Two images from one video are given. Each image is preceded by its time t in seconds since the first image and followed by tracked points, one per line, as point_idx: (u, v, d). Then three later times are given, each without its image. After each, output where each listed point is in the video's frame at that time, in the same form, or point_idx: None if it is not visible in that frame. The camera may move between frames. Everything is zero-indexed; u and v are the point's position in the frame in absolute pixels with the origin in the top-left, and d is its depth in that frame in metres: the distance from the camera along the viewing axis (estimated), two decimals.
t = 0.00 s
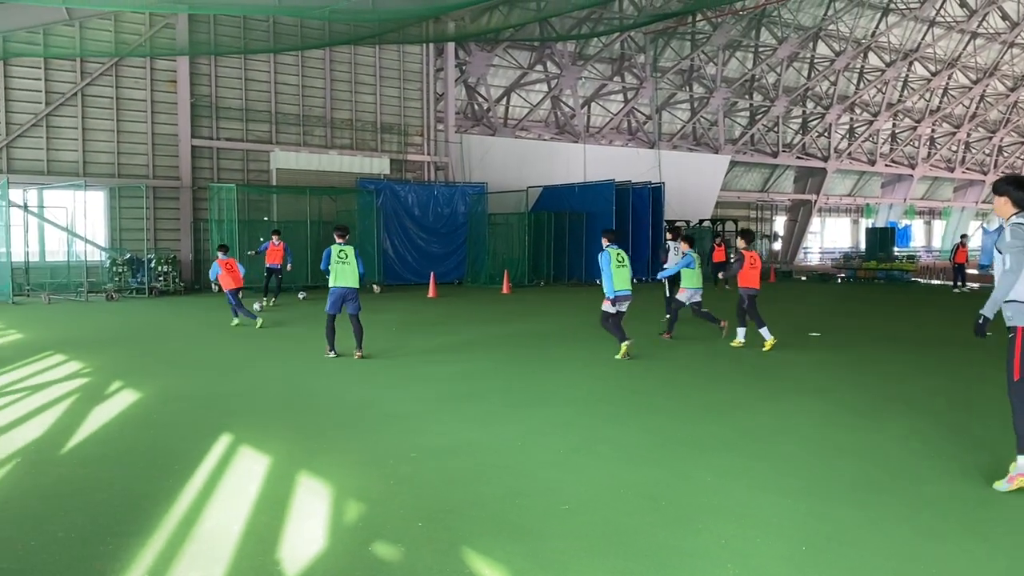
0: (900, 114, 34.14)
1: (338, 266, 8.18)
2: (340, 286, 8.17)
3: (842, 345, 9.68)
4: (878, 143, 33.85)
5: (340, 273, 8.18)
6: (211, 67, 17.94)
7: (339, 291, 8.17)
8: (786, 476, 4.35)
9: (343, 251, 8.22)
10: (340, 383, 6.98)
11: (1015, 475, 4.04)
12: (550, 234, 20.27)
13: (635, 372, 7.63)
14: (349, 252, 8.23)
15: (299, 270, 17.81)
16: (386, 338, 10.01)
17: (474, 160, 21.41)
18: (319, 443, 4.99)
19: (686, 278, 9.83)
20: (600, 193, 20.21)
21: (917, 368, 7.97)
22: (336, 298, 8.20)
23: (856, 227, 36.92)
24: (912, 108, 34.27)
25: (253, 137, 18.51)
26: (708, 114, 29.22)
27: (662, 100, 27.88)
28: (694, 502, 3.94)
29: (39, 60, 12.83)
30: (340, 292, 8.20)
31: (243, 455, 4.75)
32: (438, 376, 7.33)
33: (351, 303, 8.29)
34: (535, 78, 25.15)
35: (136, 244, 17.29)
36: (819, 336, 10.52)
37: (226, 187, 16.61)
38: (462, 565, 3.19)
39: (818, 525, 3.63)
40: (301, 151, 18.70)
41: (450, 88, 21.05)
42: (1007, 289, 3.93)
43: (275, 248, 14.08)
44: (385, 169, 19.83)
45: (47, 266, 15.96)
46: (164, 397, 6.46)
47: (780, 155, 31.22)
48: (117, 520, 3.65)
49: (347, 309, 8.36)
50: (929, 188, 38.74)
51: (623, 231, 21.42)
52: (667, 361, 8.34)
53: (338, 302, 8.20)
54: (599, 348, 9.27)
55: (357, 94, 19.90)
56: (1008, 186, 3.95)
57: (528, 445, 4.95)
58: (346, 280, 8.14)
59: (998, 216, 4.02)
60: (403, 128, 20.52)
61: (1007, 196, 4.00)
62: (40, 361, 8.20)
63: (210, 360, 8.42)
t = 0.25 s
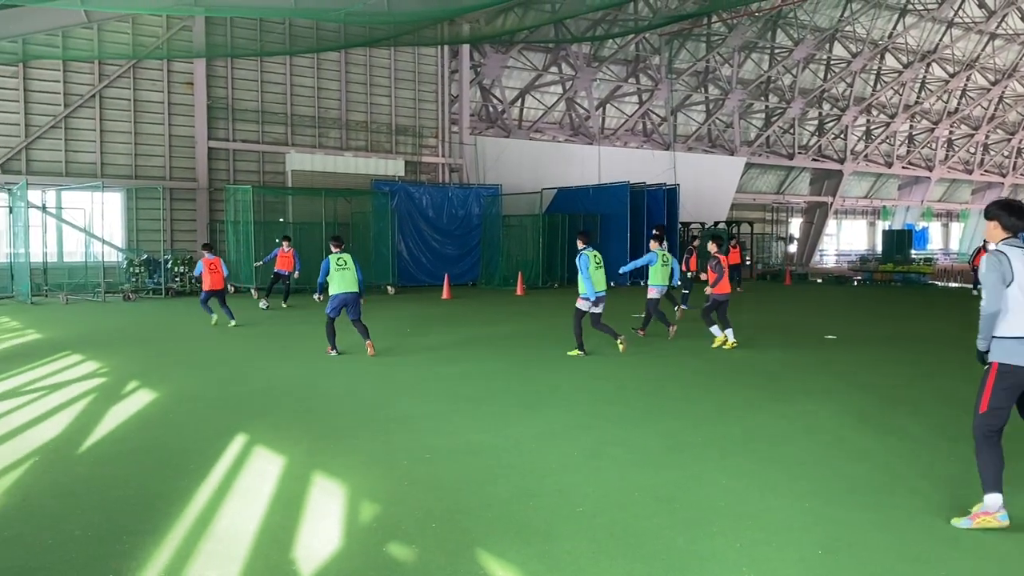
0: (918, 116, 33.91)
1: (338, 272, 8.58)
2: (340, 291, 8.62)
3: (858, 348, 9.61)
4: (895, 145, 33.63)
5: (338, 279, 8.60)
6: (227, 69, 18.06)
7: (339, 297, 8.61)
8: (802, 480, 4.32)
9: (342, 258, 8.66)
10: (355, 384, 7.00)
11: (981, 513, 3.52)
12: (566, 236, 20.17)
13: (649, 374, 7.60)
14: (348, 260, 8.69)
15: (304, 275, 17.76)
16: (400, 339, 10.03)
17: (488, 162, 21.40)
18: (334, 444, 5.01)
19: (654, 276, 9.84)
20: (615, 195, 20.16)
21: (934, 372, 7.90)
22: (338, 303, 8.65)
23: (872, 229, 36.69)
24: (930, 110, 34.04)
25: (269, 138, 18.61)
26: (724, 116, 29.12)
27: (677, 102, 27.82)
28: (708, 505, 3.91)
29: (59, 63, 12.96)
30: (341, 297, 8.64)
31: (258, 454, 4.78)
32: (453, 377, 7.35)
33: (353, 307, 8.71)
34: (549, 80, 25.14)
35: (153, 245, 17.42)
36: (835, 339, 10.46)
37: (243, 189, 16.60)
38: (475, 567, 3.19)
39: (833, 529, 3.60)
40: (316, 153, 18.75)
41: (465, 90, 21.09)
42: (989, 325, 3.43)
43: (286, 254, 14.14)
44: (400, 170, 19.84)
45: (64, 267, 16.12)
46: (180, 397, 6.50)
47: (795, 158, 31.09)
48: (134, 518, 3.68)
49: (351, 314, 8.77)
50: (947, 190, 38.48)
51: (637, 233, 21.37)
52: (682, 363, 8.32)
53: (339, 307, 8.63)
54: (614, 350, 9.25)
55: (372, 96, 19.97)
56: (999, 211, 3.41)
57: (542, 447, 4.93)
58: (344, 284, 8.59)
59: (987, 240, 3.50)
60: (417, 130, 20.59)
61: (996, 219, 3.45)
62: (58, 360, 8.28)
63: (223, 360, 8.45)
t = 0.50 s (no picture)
0: (931, 116, 33.73)
1: (343, 265, 8.67)
2: (345, 285, 8.69)
3: (870, 349, 9.56)
4: (907, 145, 33.45)
5: (344, 272, 8.69)
6: (239, 69, 18.12)
7: (345, 290, 8.68)
8: (813, 481, 4.29)
9: (348, 252, 8.75)
10: (364, 384, 7.01)
11: (983, 514, 3.47)
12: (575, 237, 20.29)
13: (659, 375, 7.59)
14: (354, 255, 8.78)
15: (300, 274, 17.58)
16: (409, 339, 10.04)
17: (498, 162, 21.40)
18: (343, 443, 5.01)
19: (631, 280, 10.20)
20: (625, 195, 20.13)
21: (947, 373, 7.84)
22: (344, 297, 8.71)
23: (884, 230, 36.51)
24: (942, 109, 33.85)
25: (279, 138, 18.66)
26: (735, 115, 29.03)
27: (688, 102, 27.75)
28: (718, 506, 3.89)
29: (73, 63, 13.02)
30: (347, 291, 8.70)
31: (268, 453, 4.79)
32: (463, 377, 7.35)
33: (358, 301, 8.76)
34: (560, 80, 25.11)
35: (164, 244, 17.48)
36: (846, 340, 10.40)
37: (254, 189, 16.66)
38: (485, 567, 3.18)
39: (845, 530, 3.58)
40: (327, 153, 18.77)
41: (475, 90, 21.09)
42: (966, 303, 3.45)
43: (290, 252, 14.17)
44: (409, 170, 19.76)
45: (77, 266, 16.41)
46: (190, 396, 6.52)
47: (807, 158, 30.99)
48: (144, 517, 3.68)
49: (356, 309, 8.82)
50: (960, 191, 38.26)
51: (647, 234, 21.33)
52: (692, 364, 8.27)
53: (345, 301, 8.69)
54: (625, 350, 9.23)
55: (383, 96, 20.00)
56: (981, 186, 3.46)
57: (552, 447, 4.92)
58: (349, 278, 8.67)
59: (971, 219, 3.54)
60: (428, 130, 20.60)
61: (981, 197, 3.51)
62: (69, 359, 8.30)
63: (233, 359, 8.47)
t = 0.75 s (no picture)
0: (942, 115, 33.55)
1: (357, 266, 8.68)
2: (359, 286, 8.74)
3: (881, 348, 9.51)
4: (918, 144, 33.28)
5: (357, 273, 8.72)
6: (249, 68, 18.17)
7: (358, 290, 8.73)
8: (823, 481, 4.27)
9: (360, 252, 8.77)
10: (373, 382, 7.02)
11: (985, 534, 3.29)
12: (583, 237, 20.34)
13: (668, 374, 7.56)
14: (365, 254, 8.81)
15: (309, 272, 17.68)
16: (419, 337, 10.06)
17: (507, 161, 21.40)
18: (352, 442, 5.02)
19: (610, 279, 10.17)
20: (634, 194, 20.10)
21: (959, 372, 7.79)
22: (356, 297, 8.76)
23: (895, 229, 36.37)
24: (954, 108, 33.68)
25: (289, 137, 18.70)
26: (745, 114, 28.94)
27: (698, 100, 27.68)
28: (727, 506, 3.87)
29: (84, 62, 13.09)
30: (359, 291, 8.76)
31: (277, 451, 4.80)
32: (472, 376, 7.35)
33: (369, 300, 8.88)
34: (569, 78, 25.08)
35: (175, 243, 17.54)
36: (857, 339, 10.35)
37: (264, 188, 16.70)
38: (493, 566, 3.18)
39: (854, 531, 3.56)
40: (337, 152, 18.85)
41: (485, 89, 21.10)
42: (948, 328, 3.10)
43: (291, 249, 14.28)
44: (419, 169, 19.84)
45: (88, 264, 16.55)
46: (201, 393, 6.56)
47: (818, 156, 30.87)
48: (153, 515, 3.69)
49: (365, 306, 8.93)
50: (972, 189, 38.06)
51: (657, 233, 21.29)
52: (702, 363, 8.24)
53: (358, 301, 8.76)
54: (634, 349, 9.21)
55: (393, 94, 20.02)
56: (964, 202, 3.11)
57: (560, 447, 4.92)
58: (364, 280, 8.71)
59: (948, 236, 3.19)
60: (437, 129, 20.62)
61: (958, 213, 3.16)
62: (80, 357, 8.33)
63: (243, 357, 8.50)
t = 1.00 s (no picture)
0: (951, 112, 33.41)
1: (361, 263, 8.68)
2: (364, 282, 8.71)
3: (889, 347, 9.48)
4: (927, 141, 33.14)
5: (362, 270, 8.71)
6: (257, 66, 18.19)
7: (364, 287, 8.72)
8: (830, 480, 4.26)
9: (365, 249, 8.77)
10: (380, 380, 7.03)
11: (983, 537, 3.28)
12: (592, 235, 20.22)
13: (675, 372, 7.56)
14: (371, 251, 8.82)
15: (316, 271, 17.65)
16: (425, 335, 10.06)
17: (515, 158, 21.39)
18: (359, 439, 5.02)
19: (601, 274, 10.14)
20: (641, 192, 20.07)
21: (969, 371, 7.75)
22: (362, 294, 8.74)
23: (903, 227, 36.25)
24: (963, 105, 33.53)
25: (297, 135, 18.72)
26: (753, 112, 28.86)
27: (706, 98, 27.61)
28: (735, 504, 3.86)
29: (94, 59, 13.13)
30: (365, 288, 8.73)
31: (284, 449, 4.80)
32: (478, 373, 7.35)
33: (376, 297, 8.82)
34: (576, 76, 25.05)
35: (184, 240, 17.59)
36: (866, 338, 10.31)
37: (271, 185, 16.73)
38: (501, 563, 3.18)
39: (863, 530, 3.54)
40: (344, 150, 18.96)
41: (492, 87, 21.08)
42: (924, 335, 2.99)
43: (294, 247, 14.29)
44: (426, 167, 19.91)
45: (97, 262, 16.57)
46: (209, 390, 6.58)
47: (826, 154, 30.71)
48: (161, 511, 3.71)
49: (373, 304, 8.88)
50: (981, 187, 37.89)
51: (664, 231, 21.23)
52: (709, 361, 8.23)
53: (364, 298, 8.72)
54: (641, 347, 9.20)
55: (400, 92, 20.02)
56: (932, 206, 3.03)
57: (566, 445, 4.91)
58: (368, 275, 8.70)
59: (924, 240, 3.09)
60: (444, 127, 20.62)
61: (932, 216, 3.06)
62: (88, 354, 8.36)
63: (250, 355, 8.52)
